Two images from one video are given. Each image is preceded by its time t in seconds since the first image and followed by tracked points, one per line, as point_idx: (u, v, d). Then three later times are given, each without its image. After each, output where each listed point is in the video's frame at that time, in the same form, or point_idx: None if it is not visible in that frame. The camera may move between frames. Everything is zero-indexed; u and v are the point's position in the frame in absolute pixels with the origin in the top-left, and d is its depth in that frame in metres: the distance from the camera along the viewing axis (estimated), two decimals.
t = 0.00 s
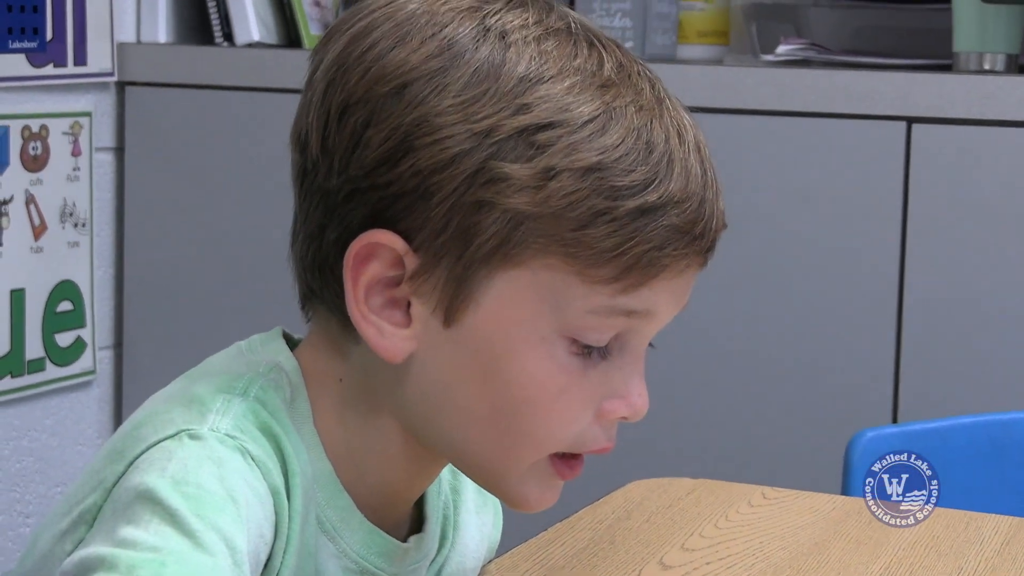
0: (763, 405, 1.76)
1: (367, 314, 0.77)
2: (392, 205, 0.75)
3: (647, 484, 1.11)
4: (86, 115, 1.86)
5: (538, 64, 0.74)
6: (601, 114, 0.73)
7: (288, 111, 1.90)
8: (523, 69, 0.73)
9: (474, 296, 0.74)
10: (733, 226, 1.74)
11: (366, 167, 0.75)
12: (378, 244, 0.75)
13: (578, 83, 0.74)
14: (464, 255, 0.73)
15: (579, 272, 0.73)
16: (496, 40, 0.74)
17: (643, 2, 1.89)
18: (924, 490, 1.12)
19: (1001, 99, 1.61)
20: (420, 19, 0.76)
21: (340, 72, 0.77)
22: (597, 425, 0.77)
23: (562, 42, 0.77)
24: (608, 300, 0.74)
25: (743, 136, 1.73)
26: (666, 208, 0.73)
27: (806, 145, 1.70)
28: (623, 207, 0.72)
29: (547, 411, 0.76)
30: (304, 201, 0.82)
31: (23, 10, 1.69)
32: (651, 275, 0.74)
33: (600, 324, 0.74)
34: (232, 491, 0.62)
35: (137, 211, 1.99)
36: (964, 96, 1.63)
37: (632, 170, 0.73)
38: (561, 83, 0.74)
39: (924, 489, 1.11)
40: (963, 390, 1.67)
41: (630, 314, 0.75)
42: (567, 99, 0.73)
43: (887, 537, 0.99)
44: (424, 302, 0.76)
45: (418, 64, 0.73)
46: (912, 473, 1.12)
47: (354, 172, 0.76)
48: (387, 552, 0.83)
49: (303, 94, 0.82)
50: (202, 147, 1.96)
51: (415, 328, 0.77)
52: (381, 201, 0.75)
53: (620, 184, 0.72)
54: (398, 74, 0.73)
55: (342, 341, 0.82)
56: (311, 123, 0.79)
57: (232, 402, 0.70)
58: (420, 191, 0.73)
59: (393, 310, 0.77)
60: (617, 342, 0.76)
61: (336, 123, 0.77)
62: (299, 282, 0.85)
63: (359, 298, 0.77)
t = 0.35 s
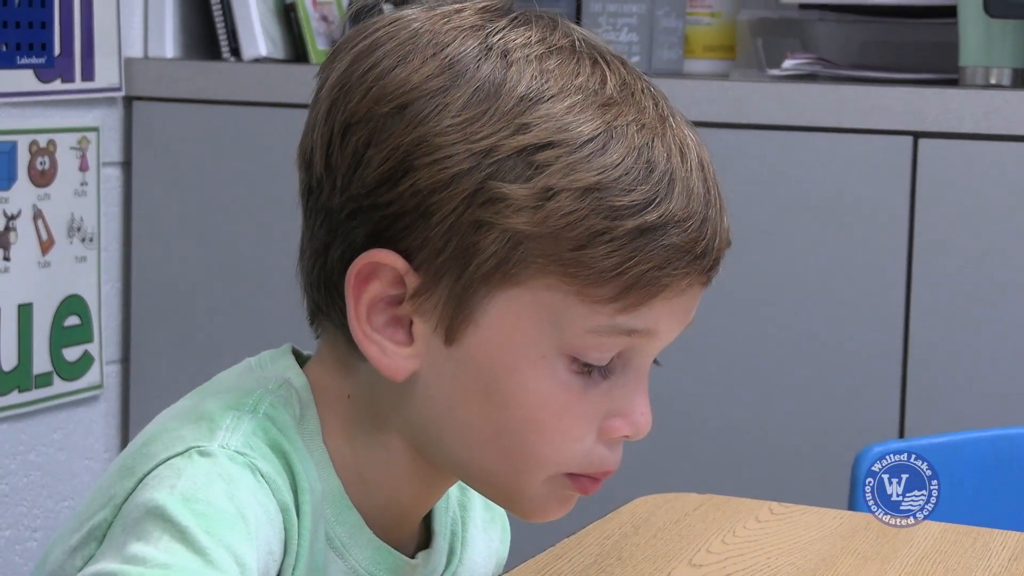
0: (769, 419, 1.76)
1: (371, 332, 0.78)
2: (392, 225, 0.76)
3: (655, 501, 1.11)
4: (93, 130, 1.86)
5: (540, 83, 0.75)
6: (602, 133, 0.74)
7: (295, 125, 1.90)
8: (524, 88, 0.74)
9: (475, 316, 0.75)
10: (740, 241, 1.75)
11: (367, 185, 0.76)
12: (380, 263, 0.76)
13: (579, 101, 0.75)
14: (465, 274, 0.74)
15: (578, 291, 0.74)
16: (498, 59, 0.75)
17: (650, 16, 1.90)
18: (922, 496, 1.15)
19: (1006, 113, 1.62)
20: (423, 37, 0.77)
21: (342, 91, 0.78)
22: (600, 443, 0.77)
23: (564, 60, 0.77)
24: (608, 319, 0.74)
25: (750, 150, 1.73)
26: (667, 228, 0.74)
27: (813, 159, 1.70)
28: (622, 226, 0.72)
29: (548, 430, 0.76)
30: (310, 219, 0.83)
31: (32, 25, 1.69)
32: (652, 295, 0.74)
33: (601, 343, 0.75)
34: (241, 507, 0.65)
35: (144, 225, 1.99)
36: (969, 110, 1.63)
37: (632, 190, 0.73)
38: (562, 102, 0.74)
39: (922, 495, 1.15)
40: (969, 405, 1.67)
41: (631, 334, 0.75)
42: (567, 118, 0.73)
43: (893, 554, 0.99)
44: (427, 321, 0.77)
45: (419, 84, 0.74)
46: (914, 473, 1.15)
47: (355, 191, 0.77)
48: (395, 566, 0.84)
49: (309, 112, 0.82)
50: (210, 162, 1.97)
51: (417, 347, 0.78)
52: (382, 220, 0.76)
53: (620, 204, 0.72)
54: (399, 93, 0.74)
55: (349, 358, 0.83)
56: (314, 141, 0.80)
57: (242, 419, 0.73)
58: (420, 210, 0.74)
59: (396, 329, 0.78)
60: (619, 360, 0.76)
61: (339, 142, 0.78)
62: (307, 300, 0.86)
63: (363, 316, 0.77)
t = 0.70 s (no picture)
0: (775, 431, 1.76)
1: (368, 344, 0.78)
2: (388, 236, 0.76)
3: (660, 513, 1.11)
4: (101, 141, 1.87)
5: (535, 94, 0.75)
6: (596, 145, 0.74)
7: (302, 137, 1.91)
8: (518, 99, 0.75)
9: (470, 327, 0.76)
10: (746, 252, 1.75)
11: (363, 198, 0.77)
12: (376, 275, 0.76)
13: (574, 112, 0.75)
14: (459, 286, 0.74)
15: (571, 303, 0.74)
16: (493, 71, 0.76)
17: (657, 27, 1.90)
18: (920, 496, 1.17)
19: (1012, 125, 1.62)
20: (420, 49, 0.77)
21: (341, 102, 0.79)
22: (598, 454, 0.78)
23: (561, 72, 0.78)
24: (604, 331, 0.75)
25: (756, 161, 1.73)
26: (662, 239, 0.74)
27: (819, 171, 1.71)
28: (614, 238, 0.72)
29: (543, 441, 0.77)
30: (311, 231, 0.84)
31: (39, 36, 1.70)
32: (646, 307, 0.74)
33: (595, 354, 0.75)
34: (247, 520, 0.66)
35: (150, 235, 2.00)
36: (975, 122, 1.63)
37: (624, 202, 0.73)
38: (556, 113, 0.74)
39: (921, 496, 1.17)
40: (975, 418, 1.67)
41: (626, 346, 0.75)
42: (560, 129, 0.74)
43: (900, 567, 0.99)
44: (422, 333, 0.77)
45: (414, 96, 0.75)
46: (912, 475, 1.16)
47: (353, 203, 0.77)
48: None
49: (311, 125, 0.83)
50: (216, 173, 1.97)
51: (414, 357, 0.78)
52: (378, 232, 0.76)
53: (612, 216, 0.72)
54: (394, 106, 0.75)
55: (353, 369, 0.83)
56: (315, 153, 0.81)
57: (250, 432, 0.74)
58: (414, 222, 0.75)
59: (394, 341, 0.78)
60: (615, 371, 0.76)
61: (337, 154, 0.78)
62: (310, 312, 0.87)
63: (360, 329, 0.78)
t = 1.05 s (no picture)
0: (781, 445, 1.76)
1: (378, 360, 0.78)
2: (399, 253, 0.76)
3: (666, 527, 1.11)
4: (107, 155, 1.87)
5: (546, 111, 0.75)
6: (607, 162, 0.74)
7: (308, 151, 1.91)
8: (530, 117, 0.75)
9: (481, 344, 0.76)
10: (751, 266, 1.75)
11: (373, 215, 0.77)
12: (387, 291, 0.77)
13: (585, 130, 0.75)
14: (470, 302, 0.75)
15: (583, 320, 0.74)
16: (504, 89, 0.76)
17: (662, 41, 1.90)
18: (920, 497, 1.15)
19: (1017, 139, 1.62)
20: (431, 67, 0.78)
21: (352, 120, 0.79)
22: (609, 470, 0.78)
23: (571, 89, 0.78)
24: (615, 348, 0.75)
25: (761, 175, 1.74)
26: (673, 256, 0.74)
27: (824, 185, 1.71)
28: (626, 255, 0.73)
29: (555, 458, 0.77)
30: (321, 247, 0.84)
31: (46, 51, 1.70)
32: (656, 324, 0.75)
33: (606, 370, 0.75)
34: (256, 537, 0.66)
35: (157, 249, 2.00)
36: (980, 136, 1.63)
37: (636, 219, 0.73)
38: (567, 130, 0.75)
39: (921, 496, 1.15)
40: (979, 433, 1.67)
41: (637, 361, 0.76)
42: (572, 147, 0.74)
43: None
44: (433, 350, 0.78)
45: (425, 114, 0.75)
46: (914, 473, 1.14)
47: (363, 220, 0.78)
48: None
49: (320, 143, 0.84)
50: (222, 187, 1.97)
51: (425, 373, 0.78)
52: (390, 248, 0.77)
53: (623, 233, 0.73)
54: (405, 124, 0.75)
55: (362, 385, 0.84)
56: (325, 170, 0.82)
57: (260, 447, 0.74)
58: (426, 239, 0.75)
59: (405, 357, 0.78)
60: (625, 387, 0.77)
61: (348, 172, 0.79)
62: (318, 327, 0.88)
63: (370, 345, 0.78)
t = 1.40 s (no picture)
0: (785, 450, 1.76)
1: (383, 363, 0.78)
2: (403, 257, 0.77)
3: (668, 531, 1.11)
4: (110, 160, 1.87)
5: (548, 114, 0.76)
6: (610, 165, 0.74)
7: (310, 156, 1.91)
8: (532, 120, 0.75)
9: (486, 347, 0.76)
10: (754, 270, 1.75)
11: (377, 219, 0.77)
12: (390, 295, 0.77)
13: (588, 133, 0.75)
14: (475, 305, 0.75)
15: (588, 322, 0.74)
16: (506, 92, 0.76)
17: (665, 46, 1.90)
18: (920, 497, 1.15)
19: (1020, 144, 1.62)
20: (432, 71, 0.78)
21: (354, 124, 0.79)
22: (612, 472, 0.78)
23: (573, 92, 0.78)
24: (619, 350, 0.75)
25: (763, 180, 1.74)
26: (676, 258, 0.74)
27: (827, 190, 1.71)
28: (629, 258, 0.73)
29: (559, 460, 0.77)
30: (323, 251, 0.84)
31: (49, 55, 1.68)
32: (660, 326, 0.75)
33: (610, 372, 0.75)
34: (260, 540, 0.67)
35: (159, 254, 2.00)
36: (983, 141, 1.63)
37: (639, 221, 0.73)
38: (570, 133, 0.75)
39: (922, 496, 1.15)
40: (981, 438, 1.66)
41: (640, 364, 0.76)
42: (575, 149, 0.74)
43: None
44: (437, 353, 0.78)
45: (427, 117, 0.76)
46: (914, 473, 1.15)
47: (367, 224, 0.78)
48: None
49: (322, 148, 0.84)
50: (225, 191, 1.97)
51: (428, 377, 0.78)
52: (393, 252, 0.77)
53: (627, 235, 0.73)
54: (409, 127, 0.76)
55: (365, 389, 0.84)
56: (328, 174, 0.82)
57: (263, 451, 0.74)
58: (429, 242, 0.75)
59: (409, 360, 0.78)
60: (628, 389, 0.77)
61: (350, 176, 0.79)
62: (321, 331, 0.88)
63: (374, 347, 0.78)
